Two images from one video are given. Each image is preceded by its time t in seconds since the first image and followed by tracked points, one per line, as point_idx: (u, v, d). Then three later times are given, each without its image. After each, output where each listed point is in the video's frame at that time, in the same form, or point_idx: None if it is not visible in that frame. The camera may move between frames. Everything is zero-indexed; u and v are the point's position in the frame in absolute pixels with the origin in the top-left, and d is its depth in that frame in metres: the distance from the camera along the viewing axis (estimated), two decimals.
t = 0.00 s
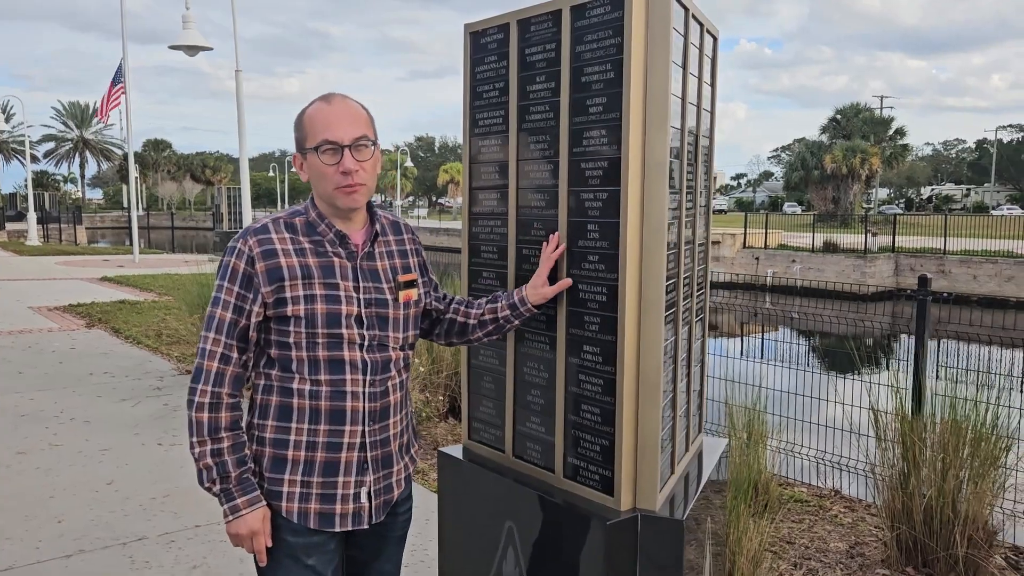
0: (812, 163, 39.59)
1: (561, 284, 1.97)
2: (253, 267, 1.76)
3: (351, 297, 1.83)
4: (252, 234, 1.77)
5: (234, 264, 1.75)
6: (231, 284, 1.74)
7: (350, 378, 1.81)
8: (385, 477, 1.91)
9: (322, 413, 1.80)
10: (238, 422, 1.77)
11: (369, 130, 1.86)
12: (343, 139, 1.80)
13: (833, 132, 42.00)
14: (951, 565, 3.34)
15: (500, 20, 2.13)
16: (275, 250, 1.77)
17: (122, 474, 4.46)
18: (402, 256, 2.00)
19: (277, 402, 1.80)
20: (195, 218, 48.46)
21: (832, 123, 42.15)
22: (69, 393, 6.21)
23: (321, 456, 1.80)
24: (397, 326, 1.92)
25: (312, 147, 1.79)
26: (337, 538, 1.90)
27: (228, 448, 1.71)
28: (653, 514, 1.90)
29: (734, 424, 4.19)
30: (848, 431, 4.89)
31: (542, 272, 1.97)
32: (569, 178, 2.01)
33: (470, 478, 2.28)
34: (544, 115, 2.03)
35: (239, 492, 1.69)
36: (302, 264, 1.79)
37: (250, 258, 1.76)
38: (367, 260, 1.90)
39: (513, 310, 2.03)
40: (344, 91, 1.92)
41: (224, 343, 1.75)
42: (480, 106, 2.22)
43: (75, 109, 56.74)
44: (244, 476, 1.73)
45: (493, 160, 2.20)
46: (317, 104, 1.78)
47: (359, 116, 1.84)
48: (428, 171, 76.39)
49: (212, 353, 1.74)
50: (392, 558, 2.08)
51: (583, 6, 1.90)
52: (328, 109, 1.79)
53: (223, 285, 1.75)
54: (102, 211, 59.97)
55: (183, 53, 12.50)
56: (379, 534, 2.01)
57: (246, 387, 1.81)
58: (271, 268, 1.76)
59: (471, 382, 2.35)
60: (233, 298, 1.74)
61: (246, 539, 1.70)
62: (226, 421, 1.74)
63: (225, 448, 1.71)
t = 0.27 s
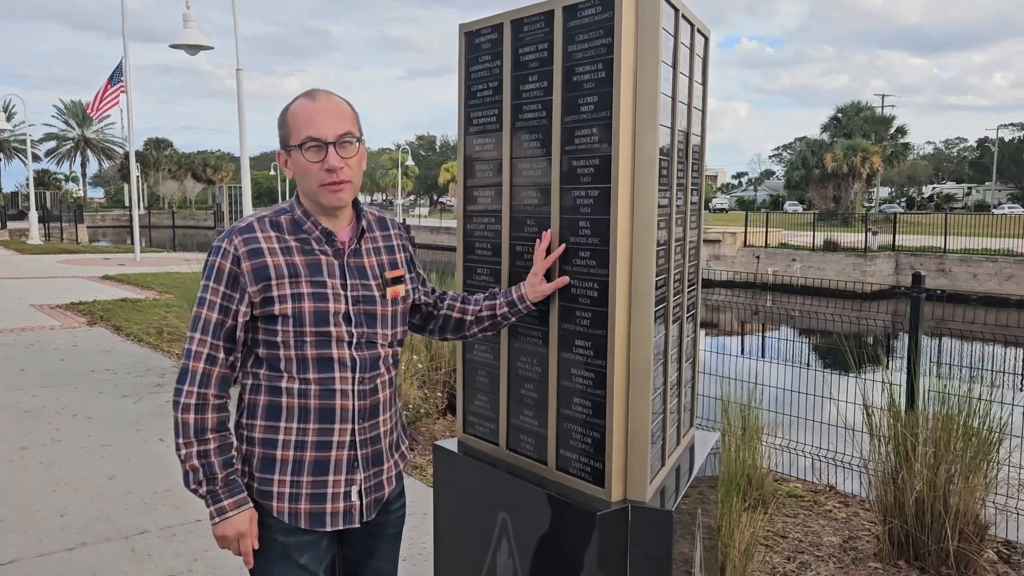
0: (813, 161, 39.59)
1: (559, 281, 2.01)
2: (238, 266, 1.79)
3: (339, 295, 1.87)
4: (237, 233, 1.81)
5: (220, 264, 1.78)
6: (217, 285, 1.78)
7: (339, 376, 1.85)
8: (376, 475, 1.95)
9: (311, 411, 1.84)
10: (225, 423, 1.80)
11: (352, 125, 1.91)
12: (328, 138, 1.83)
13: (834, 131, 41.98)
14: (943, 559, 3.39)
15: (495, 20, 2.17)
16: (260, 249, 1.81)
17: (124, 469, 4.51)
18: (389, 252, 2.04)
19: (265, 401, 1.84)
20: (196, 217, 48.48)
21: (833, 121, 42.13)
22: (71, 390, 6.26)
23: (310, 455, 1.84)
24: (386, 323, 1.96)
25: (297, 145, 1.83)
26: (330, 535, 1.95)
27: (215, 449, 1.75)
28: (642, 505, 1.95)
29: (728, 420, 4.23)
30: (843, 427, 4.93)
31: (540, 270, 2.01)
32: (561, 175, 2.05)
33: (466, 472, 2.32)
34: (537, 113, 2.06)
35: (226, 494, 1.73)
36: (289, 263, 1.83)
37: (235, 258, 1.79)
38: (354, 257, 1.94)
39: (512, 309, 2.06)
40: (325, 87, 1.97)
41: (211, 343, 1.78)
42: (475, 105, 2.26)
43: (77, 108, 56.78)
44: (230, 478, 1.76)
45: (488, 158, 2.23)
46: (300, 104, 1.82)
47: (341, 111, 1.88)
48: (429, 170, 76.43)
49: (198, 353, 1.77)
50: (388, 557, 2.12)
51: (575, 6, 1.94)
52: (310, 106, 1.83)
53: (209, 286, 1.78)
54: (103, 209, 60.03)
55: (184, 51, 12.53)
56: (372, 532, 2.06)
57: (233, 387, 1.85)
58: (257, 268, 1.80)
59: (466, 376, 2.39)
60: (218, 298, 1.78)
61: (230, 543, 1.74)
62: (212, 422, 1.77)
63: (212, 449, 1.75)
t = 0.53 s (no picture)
0: (816, 160, 39.58)
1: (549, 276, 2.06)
2: (222, 265, 1.84)
3: (322, 291, 1.92)
4: (220, 233, 1.85)
5: (204, 263, 1.83)
6: (201, 285, 1.83)
7: (324, 372, 1.90)
8: (364, 469, 2.00)
9: (298, 408, 1.89)
10: (212, 421, 1.85)
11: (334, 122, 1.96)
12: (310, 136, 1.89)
13: (837, 130, 41.94)
14: (934, 552, 3.43)
15: (487, 21, 2.21)
16: (243, 248, 1.85)
17: (126, 464, 4.56)
18: (373, 247, 2.09)
19: (251, 398, 1.89)
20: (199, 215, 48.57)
21: (836, 120, 42.10)
22: (73, 386, 6.32)
23: (298, 451, 1.89)
24: (370, 318, 2.01)
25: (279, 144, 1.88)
26: (319, 529, 1.99)
27: (201, 448, 1.80)
28: (629, 494, 2.00)
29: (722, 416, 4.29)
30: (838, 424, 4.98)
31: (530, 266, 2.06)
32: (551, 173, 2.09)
33: (459, 462, 2.36)
34: (527, 112, 2.11)
35: (213, 491, 1.78)
36: (272, 261, 1.87)
37: (219, 257, 1.84)
38: (337, 253, 1.99)
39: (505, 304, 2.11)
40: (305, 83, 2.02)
41: (196, 342, 1.83)
42: (467, 104, 2.30)
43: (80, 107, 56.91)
44: (217, 475, 1.81)
45: (480, 157, 2.28)
46: (281, 103, 1.87)
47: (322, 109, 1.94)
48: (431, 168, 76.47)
49: (183, 352, 1.82)
50: (379, 552, 2.17)
51: (563, 8, 1.98)
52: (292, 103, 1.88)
53: (193, 285, 1.83)
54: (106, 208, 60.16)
55: (186, 50, 12.60)
56: (362, 528, 2.10)
57: (219, 385, 1.90)
58: (241, 266, 1.84)
59: (459, 371, 2.44)
60: (202, 298, 1.82)
61: (219, 538, 1.78)
62: (198, 420, 1.82)
63: (198, 447, 1.80)
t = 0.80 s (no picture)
0: (819, 159, 39.55)
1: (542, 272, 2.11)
2: (213, 266, 1.89)
3: (312, 289, 1.98)
4: (210, 235, 1.90)
5: (195, 265, 1.88)
6: (193, 287, 1.88)
7: (315, 368, 1.96)
8: (356, 464, 2.05)
9: (290, 405, 1.95)
10: (205, 420, 1.91)
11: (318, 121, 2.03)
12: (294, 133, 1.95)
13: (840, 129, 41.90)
14: (926, 546, 3.48)
15: (481, 23, 2.27)
16: (233, 249, 1.91)
17: (129, 459, 4.63)
18: (363, 243, 2.15)
19: (244, 396, 1.95)
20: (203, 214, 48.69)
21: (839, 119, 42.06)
22: (78, 383, 6.39)
23: (290, 446, 1.94)
24: (361, 314, 2.07)
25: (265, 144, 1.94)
26: (313, 522, 2.05)
27: (194, 446, 1.87)
28: (619, 484, 2.05)
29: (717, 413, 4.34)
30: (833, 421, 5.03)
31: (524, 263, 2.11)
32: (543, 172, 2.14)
33: (455, 455, 2.42)
34: (521, 113, 2.16)
35: (205, 489, 1.83)
36: (262, 261, 1.93)
37: (209, 258, 1.89)
38: (327, 250, 2.04)
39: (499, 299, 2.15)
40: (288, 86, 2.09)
41: (189, 342, 1.88)
42: (463, 105, 2.35)
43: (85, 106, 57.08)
44: (210, 473, 1.87)
45: (475, 156, 2.33)
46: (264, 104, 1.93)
47: (306, 109, 2.00)
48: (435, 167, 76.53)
49: (176, 352, 1.88)
50: (378, 544, 2.22)
51: (555, 11, 2.04)
52: (275, 103, 1.95)
53: (185, 287, 1.89)
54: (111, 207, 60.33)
55: (190, 50, 12.67)
56: (361, 519, 2.16)
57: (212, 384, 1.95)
58: (231, 267, 1.89)
59: (455, 365, 2.49)
60: (194, 299, 1.88)
61: (212, 535, 1.83)
62: (191, 419, 1.88)
63: (191, 446, 1.86)
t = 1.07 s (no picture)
0: (825, 159, 39.48)
1: (538, 273, 2.16)
2: (212, 267, 1.94)
3: (310, 289, 2.03)
4: (209, 236, 1.96)
5: (195, 266, 1.94)
6: (193, 288, 1.93)
7: (313, 368, 2.01)
8: (353, 461, 2.10)
9: (288, 403, 2.00)
10: (205, 419, 1.97)
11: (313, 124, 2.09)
12: (290, 137, 2.01)
13: (846, 128, 41.82)
14: (921, 543, 3.52)
15: (480, 29, 2.31)
16: (232, 250, 1.96)
17: (136, 455, 4.69)
18: (360, 243, 2.21)
19: (243, 395, 2.00)
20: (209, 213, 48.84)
21: (846, 118, 41.98)
22: (85, 380, 6.47)
23: (289, 443, 2.00)
24: (358, 313, 2.13)
25: (262, 147, 2.00)
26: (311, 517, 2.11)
27: (194, 445, 1.92)
28: (612, 480, 2.10)
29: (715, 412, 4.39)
30: (831, 420, 5.08)
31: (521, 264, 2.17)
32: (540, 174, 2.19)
33: (453, 450, 2.47)
34: (518, 117, 2.21)
35: (205, 487, 1.89)
36: (261, 262, 1.98)
37: (209, 260, 1.94)
38: (324, 251, 2.10)
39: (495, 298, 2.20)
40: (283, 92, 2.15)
41: (189, 342, 1.94)
42: (462, 109, 2.40)
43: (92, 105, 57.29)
44: (210, 471, 1.93)
45: (474, 159, 2.38)
46: (261, 109, 1.99)
47: (300, 113, 2.06)
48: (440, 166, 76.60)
49: (177, 352, 1.93)
50: (379, 538, 2.28)
51: (551, 18, 2.09)
52: (270, 108, 2.01)
53: (185, 287, 1.94)
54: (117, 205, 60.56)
55: (196, 50, 12.75)
56: (362, 513, 2.21)
57: (212, 383, 2.01)
58: (230, 267, 1.95)
59: (454, 363, 2.54)
60: (194, 300, 1.93)
61: (213, 531, 1.88)
62: (192, 418, 1.94)
63: (191, 444, 1.91)
